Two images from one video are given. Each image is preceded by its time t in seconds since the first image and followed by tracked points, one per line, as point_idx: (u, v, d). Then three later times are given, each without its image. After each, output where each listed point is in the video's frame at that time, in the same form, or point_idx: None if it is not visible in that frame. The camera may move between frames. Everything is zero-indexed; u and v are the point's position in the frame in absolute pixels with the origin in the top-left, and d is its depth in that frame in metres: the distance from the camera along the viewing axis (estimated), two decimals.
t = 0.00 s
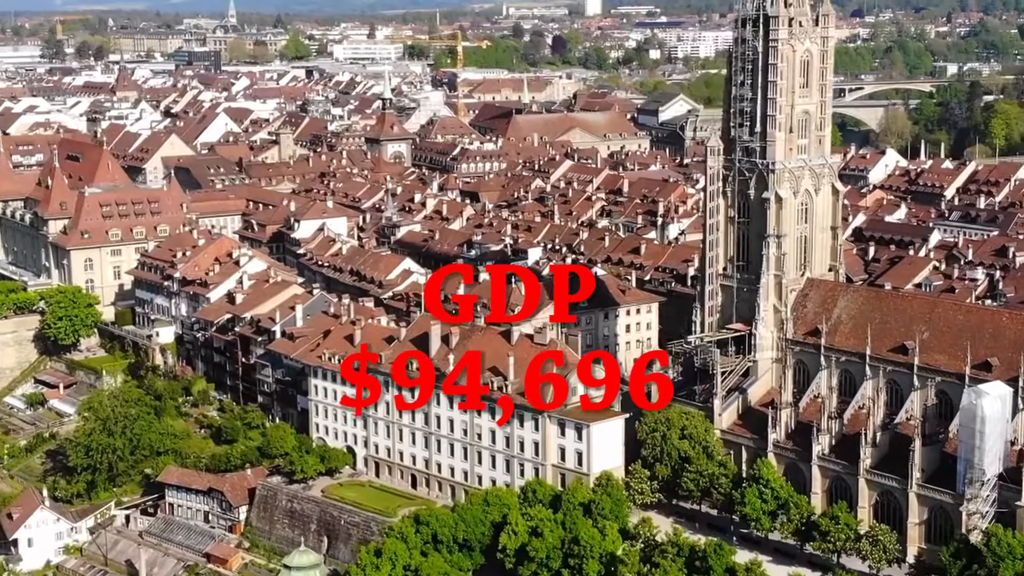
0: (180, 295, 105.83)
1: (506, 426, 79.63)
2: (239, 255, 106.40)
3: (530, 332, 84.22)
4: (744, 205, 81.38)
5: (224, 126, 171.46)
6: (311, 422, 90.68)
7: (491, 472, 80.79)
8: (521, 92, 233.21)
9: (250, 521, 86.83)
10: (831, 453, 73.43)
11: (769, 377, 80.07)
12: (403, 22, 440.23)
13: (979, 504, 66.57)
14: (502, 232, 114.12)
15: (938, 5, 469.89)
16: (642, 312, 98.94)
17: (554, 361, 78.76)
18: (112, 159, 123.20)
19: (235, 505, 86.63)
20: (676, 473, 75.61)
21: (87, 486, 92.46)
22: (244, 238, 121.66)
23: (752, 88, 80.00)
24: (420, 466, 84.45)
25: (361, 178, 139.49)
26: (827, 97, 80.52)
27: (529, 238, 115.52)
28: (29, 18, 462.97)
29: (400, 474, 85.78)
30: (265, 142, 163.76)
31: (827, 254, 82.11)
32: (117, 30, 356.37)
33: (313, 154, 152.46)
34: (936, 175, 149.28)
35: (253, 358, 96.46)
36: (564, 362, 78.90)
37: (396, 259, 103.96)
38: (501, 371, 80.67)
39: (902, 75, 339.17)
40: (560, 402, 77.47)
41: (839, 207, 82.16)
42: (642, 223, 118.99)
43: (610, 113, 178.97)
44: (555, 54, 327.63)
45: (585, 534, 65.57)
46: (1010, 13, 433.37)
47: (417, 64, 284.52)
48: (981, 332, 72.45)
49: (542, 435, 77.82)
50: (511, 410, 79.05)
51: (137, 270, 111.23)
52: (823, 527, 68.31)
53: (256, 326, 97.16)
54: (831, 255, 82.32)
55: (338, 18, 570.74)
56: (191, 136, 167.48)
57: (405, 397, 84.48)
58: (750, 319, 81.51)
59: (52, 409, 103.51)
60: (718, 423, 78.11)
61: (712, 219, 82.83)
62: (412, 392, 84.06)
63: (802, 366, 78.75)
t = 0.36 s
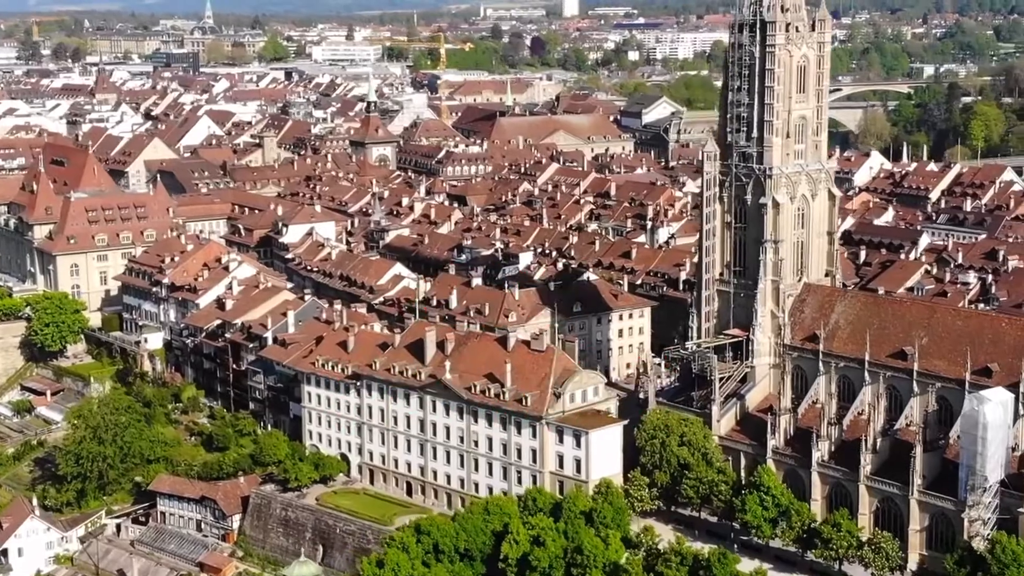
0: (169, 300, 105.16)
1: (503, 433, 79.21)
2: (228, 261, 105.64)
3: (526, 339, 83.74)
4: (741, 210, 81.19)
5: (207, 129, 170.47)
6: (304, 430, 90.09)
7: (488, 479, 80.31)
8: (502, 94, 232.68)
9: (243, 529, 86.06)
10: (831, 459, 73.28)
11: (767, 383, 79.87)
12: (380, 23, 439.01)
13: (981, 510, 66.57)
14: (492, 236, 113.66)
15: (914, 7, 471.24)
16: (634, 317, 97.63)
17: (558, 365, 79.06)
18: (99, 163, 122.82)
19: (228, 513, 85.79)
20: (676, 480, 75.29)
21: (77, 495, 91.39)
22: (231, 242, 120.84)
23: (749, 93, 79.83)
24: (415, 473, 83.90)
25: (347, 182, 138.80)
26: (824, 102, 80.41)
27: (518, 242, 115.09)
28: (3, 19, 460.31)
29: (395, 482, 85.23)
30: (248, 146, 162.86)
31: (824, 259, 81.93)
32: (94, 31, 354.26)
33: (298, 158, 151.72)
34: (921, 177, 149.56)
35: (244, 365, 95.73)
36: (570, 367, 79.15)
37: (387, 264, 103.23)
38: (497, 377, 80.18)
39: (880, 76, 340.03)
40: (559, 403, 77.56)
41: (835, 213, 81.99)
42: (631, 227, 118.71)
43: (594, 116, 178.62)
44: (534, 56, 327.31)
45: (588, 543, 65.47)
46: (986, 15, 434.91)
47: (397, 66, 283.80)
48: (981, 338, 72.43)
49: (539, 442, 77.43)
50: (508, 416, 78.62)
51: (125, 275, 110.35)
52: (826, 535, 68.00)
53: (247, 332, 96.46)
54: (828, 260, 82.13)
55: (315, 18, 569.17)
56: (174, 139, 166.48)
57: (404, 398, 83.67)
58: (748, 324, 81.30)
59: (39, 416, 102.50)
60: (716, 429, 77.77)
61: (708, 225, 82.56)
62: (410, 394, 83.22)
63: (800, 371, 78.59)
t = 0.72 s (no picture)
0: (157, 306, 104.27)
1: (500, 440, 78.76)
2: (217, 266, 104.92)
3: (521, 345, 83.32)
4: (738, 215, 80.99)
5: (189, 131, 169.53)
6: (297, 437, 89.50)
7: (484, 486, 79.86)
8: (482, 96, 232.27)
9: (236, 538, 85.20)
10: (830, 465, 73.16)
11: (764, 389, 79.69)
12: (356, 23, 438.06)
13: (982, 517, 66.56)
14: (481, 240, 113.16)
15: (888, 8, 473.10)
16: (626, 321, 97.22)
17: (555, 370, 78.52)
18: (83, 167, 121.66)
19: (221, 521, 85.09)
20: (674, 487, 75.01)
21: (66, 503, 90.14)
22: (218, 246, 120.07)
23: (745, 98, 79.64)
24: (410, 480, 83.38)
25: (333, 185, 138.17)
26: (820, 107, 80.29)
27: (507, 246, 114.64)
28: None
29: (389, 489, 84.69)
30: (231, 148, 162.01)
31: (820, 264, 81.83)
32: (69, 32, 352.31)
33: (281, 161, 150.95)
34: (905, 180, 149.89)
35: (234, 371, 94.99)
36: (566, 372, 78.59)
37: (377, 268, 102.49)
38: (493, 384, 79.69)
39: (856, 77, 341.12)
40: (556, 410, 77.10)
41: (831, 218, 81.88)
42: (620, 230, 118.43)
43: (577, 118, 178.39)
44: (512, 57, 327.18)
45: (591, 552, 65.38)
46: (961, 17, 436.88)
47: (375, 67, 283.03)
48: (979, 343, 72.43)
49: (537, 449, 77.05)
50: (505, 423, 78.18)
51: (112, 280, 109.52)
52: (828, 542, 67.87)
53: (237, 338, 95.70)
54: (824, 265, 82.06)
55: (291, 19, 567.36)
56: (155, 141, 165.43)
57: (399, 406, 83.08)
58: (745, 330, 81.11)
59: (26, 423, 101.03)
60: (714, 435, 77.51)
61: (704, 230, 82.32)
62: (405, 401, 82.59)
63: (798, 377, 78.53)
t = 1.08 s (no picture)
0: (141, 312, 103.44)
1: (493, 447, 78.29)
2: (201, 271, 104.23)
3: (513, 351, 82.89)
4: (731, 220, 80.82)
5: (167, 134, 168.47)
6: (286, 444, 88.93)
7: (477, 493, 79.41)
8: (460, 98, 231.89)
9: (226, 547, 84.35)
10: (825, 471, 73.13)
11: (757, 394, 79.60)
12: (329, 25, 436.67)
13: (980, 522, 66.67)
14: (467, 244, 112.74)
15: (859, 9, 475.54)
16: (615, 326, 97.00)
17: (549, 377, 78.03)
18: (63, 171, 121.62)
19: (210, 530, 84.03)
20: (670, 493, 74.77)
21: (52, 512, 89.10)
22: (200, 252, 119.45)
23: (738, 104, 79.48)
24: (401, 487, 82.87)
25: (315, 189, 137.48)
26: (812, 112, 80.20)
27: (493, 249, 114.26)
28: None
29: (380, 496, 84.19)
30: (210, 152, 161.02)
31: (812, 269, 81.73)
32: (39, 33, 349.79)
33: (262, 165, 150.13)
34: (886, 182, 150.41)
35: (221, 377, 94.25)
36: (560, 379, 78.11)
37: (364, 273, 101.99)
38: (486, 391, 79.20)
39: (830, 78, 342.58)
40: (551, 416, 76.63)
41: (823, 223, 81.79)
42: (606, 234, 118.27)
43: (556, 120, 178.22)
44: (487, 58, 326.98)
45: (591, 560, 65.20)
46: (932, 18, 439.40)
47: (350, 69, 282.20)
48: (974, 349, 72.46)
49: (531, 456, 76.62)
50: (498, 430, 77.70)
51: (94, 286, 108.69)
52: (826, 549, 67.79)
53: (224, 344, 94.95)
54: (816, 270, 81.95)
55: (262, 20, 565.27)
56: (133, 145, 164.26)
57: (390, 414, 82.46)
58: (738, 335, 81.01)
59: (9, 430, 99.66)
60: (708, 441, 77.34)
61: (697, 235, 82.10)
62: (397, 408, 81.97)
63: (791, 383, 78.50)
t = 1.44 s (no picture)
0: (126, 317, 102.71)
1: (486, 454, 77.91)
2: (186, 276, 103.59)
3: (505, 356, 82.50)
4: (724, 225, 80.68)
5: (145, 137, 167.46)
6: (275, 451, 88.30)
7: (470, 500, 79.06)
8: (438, 99, 231.32)
9: (216, 555, 83.47)
10: (820, 476, 73.00)
11: (751, 399, 79.51)
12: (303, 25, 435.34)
13: (976, 527, 66.56)
14: (453, 248, 112.25)
15: (833, 10, 477.24)
16: (603, 329, 96.71)
17: (543, 383, 77.83)
18: (46, 176, 121.52)
19: (200, 538, 83.14)
20: (665, 499, 74.50)
21: (38, 520, 87.91)
22: (183, 256, 118.67)
23: (730, 108, 79.33)
24: (393, 494, 82.42)
25: (297, 192, 136.78)
26: (804, 116, 80.09)
27: (479, 253, 113.82)
28: None
29: (371, 503, 83.72)
30: (189, 154, 160.12)
31: (804, 273, 81.63)
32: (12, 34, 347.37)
33: (243, 168, 149.30)
34: (867, 184, 150.75)
35: (209, 384, 93.52)
36: (554, 385, 77.93)
37: (351, 278, 101.40)
38: (479, 397, 78.84)
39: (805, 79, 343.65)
40: (544, 423, 76.33)
41: (816, 227, 81.67)
42: (592, 237, 118.01)
43: (537, 122, 177.91)
44: (463, 58, 326.52)
45: (590, 568, 65.59)
46: (904, 19, 441.15)
47: (326, 70, 281.26)
48: (968, 354, 72.52)
49: (525, 462, 76.30)
50: (491, 436, 77.31)
51: (77, 291, 108.04)
52: (824, 554, 67.52)
53: (211, 350, 94.21)
54: (808, 274, 81.84)
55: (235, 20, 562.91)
56: (111, 148, 163.13)
57: (382, 420, 82.00)
58: (731, 340, 80.88)
59: None
60: (702, 446, 77.15)
61: (689, 239, 81.91)
62: (389, 415, 81.52)
63: (785, 387, 78.44)
